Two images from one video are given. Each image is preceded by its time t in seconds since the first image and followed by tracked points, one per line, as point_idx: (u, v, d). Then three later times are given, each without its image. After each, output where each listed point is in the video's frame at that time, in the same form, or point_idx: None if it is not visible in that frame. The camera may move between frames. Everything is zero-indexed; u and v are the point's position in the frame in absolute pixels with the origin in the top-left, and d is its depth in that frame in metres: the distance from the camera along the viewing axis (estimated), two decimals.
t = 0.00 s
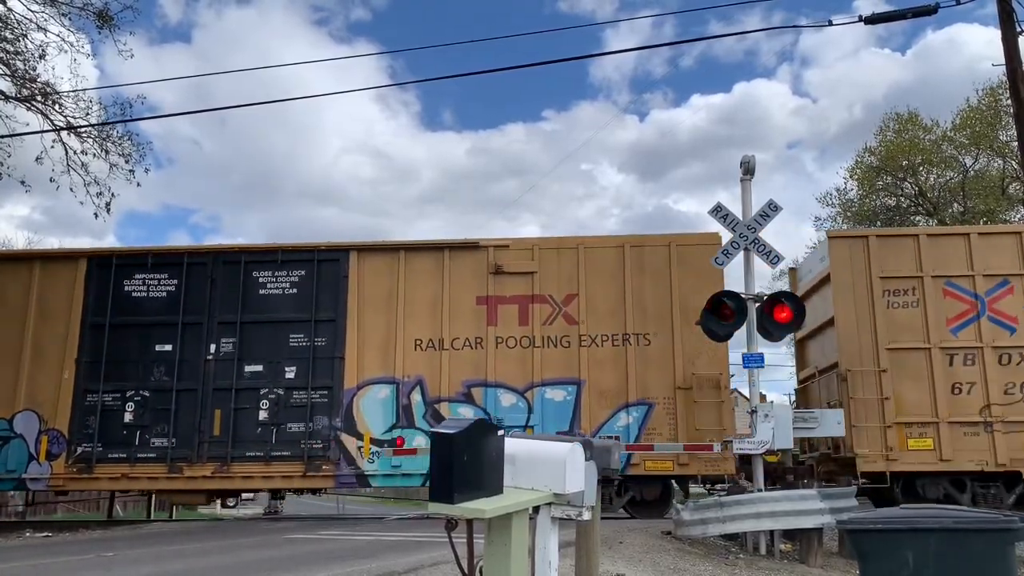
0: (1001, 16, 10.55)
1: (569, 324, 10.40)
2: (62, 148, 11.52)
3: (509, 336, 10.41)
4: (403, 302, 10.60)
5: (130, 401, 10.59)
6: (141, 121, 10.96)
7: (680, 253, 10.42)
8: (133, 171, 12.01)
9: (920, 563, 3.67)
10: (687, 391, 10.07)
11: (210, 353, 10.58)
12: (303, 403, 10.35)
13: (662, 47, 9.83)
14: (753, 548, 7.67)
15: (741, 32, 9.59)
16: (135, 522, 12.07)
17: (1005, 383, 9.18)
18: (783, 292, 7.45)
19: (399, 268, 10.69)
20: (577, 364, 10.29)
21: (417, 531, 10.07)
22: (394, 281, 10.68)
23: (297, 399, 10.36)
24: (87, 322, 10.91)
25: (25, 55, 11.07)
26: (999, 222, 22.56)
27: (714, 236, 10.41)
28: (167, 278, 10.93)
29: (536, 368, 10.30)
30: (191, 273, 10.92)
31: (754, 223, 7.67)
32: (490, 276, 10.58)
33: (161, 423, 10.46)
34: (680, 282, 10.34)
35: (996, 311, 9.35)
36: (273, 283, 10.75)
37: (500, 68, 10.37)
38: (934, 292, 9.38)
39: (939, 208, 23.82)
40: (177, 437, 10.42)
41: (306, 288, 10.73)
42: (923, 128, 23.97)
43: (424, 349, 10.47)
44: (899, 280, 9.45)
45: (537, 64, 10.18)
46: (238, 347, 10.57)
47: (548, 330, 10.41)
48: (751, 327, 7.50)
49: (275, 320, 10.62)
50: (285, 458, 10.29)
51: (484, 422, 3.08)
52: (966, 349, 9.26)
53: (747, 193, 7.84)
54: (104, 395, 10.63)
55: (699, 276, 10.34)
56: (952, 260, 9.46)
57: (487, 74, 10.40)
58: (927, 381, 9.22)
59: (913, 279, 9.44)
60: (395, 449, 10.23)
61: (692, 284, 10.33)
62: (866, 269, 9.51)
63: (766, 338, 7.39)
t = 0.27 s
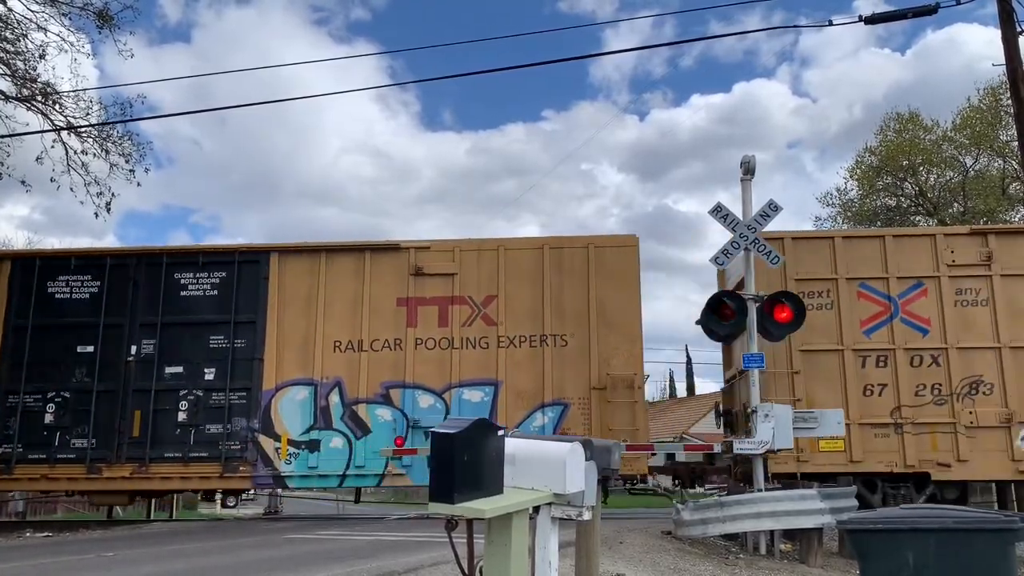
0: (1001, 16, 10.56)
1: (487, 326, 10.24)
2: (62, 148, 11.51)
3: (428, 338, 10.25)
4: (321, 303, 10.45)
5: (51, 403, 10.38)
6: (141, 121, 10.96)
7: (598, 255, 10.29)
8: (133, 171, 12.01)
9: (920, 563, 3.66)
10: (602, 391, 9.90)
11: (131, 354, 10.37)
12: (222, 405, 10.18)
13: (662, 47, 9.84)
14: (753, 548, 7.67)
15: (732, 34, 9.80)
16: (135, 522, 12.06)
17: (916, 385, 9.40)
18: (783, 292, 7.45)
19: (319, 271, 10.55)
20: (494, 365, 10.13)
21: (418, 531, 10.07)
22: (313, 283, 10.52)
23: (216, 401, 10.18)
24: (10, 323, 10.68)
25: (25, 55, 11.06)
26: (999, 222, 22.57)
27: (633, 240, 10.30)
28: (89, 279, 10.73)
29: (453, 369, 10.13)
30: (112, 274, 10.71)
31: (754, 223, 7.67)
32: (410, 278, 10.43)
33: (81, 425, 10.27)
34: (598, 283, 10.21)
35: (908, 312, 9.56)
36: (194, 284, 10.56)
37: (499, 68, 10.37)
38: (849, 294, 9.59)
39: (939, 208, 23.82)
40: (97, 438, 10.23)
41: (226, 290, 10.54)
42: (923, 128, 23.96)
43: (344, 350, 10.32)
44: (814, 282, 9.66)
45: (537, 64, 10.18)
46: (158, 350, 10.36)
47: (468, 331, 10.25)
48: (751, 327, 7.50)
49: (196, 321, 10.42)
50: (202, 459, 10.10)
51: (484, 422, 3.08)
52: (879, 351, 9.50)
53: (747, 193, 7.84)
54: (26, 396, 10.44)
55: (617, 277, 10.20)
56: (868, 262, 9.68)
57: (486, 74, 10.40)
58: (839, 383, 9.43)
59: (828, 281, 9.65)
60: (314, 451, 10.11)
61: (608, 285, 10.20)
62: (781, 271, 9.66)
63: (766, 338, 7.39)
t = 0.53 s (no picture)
0: (1000, 16, 10.56)
1: (407, 327, 10.61)
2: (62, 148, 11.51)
3: (348, 339, 10.63)
4: (243, 304, 10.85)
5: None
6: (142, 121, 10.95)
7: (516, 256, 10.65)
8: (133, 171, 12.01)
9: (920, 563, 3.66)
10: (517, 391, 10.28)
11: (53, 355, 10.78)
12: (142, 406, 10.59)
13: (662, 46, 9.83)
14: (752, 548, 7.67)
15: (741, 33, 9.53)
16: (134, 522, 12.05)
17: (827, 386, 9.85)
18: (783, 292, 7.44)
19: (240, 272, 10.94)
20: (411, 367, 10.50)
21: (418, 531, 10.07)
22: (235, 284, 10.91)
23: (135, 401, 10.60)
24: None
25: (25, 55, 11.06)
26: (999, 222, 22.58)
27: (551, 240, 10.63)
28: (15, 282, 11.11)
29: (371, 371, 10.51)
30: (37, 275, 11.09)
31: (754, 223, 7.67)
32: (331, 279, 10.84)
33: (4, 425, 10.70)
34: (515, 285, 10.57)
35: (822, 314, 9.98)
36: (117, 285, 10.95)
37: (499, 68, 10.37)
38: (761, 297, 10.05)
39: (939, 208, 23.83)
40: (19, 439, 10.66)
41: (148, 291, 10.94)
42: (923, 128, 23.95)
43: (264, 351, 10.71)
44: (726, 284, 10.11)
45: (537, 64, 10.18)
46: (80, 350, 10.77)
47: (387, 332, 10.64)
48: (751, 327, 7.50)
49: (119, 323, 10.82)
50: (121, 459, 10.54)
51: (485, 421, 3.08)
52: (791, 353, 9.94)
53: (747, 193, 7.83)
54: None
55: (536, 277, 10.58)
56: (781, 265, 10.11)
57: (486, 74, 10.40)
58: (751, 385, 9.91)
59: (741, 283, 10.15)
60: (230, 451, 10.49)
61: (528, 287, 10.57)
62: (696, 274, 10.14)
63: (766, 338, 7.38)
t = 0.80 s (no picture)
0: (1001, 16, 10.56)
1: (326, 328, 11.11)
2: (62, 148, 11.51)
3: (267, 340, 11.11)
4: (166, 307, 11.31)
5: None
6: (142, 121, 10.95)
7: (437, 258, 11.16)
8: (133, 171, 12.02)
9: (920, 563, 3.67)
10: (434, 392, 10.76)
11: None
12: (63, 407, 11.01)
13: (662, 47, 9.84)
14: (752, 548, 7.67)
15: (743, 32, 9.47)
16: (134, 522, 12.04)
17: (739, 386, 10.43)
18: (783, 292, 7.45)
19: (162, 274, 11.43)
20: (331, 368, 10.97)
21: (418, 531, 10.07)
22: (157, 287, 11.38)
23: (57, 402, 11.01)
24: None
25: (26, 55, 11.07)
26: (999, 222, 22.58)
27: (470, 242, 11.17)
28: None
29: (290, 373, 10.98)
30: None
31: (754, 223, 7.67)
32: (252, 281, 11.32)
33: None
34: (435, 286, 11.08)
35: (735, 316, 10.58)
36: (40, 287, 11.34)
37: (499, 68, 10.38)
38: (676, 299, 10.67)
39: (939, 208, 23.83)
40: None
41: (72, 292, 11.37)
42: (923, 128, 23.95)
43: (185, 353, 11.17)
44: (642, 286, 10.74)
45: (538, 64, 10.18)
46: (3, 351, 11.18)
47: (307, 333, 11.11)
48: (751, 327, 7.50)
49: (39, 325, 11.21)
50: (41, 460, 10.92)
51: (485, 422, 3.08)
52: (703, 355, 10.53)
53: (747, 193, 7.84)
54: None
55: (454, 278, 11.09)
56: (697, 268, 10.75)
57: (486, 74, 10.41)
58: (663, 383, 10.48)
59: (656, 285, 10.74)
60: (149, 451, 10.93)
61: (447, 288, 11.06)
62: (613, 276, 10.80)
63: (766, 338, 7.39)
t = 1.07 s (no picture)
0: (1001, 16, 10.56)
1: (246, 329, 11.14)
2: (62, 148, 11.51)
3: (187, 341, 11.15)
4: (90, 307, 11.39)
5: None
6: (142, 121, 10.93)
7: (358, 260, 11.17)
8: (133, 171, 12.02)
9: (920, 563, 3.66)
10: (353, 394, 10.83)
11: None
12: None
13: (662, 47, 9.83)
14: (753, 548, 7.67)
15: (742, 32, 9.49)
16: (134, 522, 12.03)
17: (652, 387, 10.45)
18: (782, 292, 7.44)
19: (86, 275, 11.50)
20: (251, 370, 11.02)
21: (418, 531, 10.07)
22: (80, 289, 11.46)
23: None
24: None
25: (25, 55, 11.06)
26: (999, 221, 22.59)
27: (391, 242, 11.21)
28: None
29: (209, 374, 11.02)
30: None
31: (754, 223, 7.67)
32: (174, 282, 11.35)
33: None
34: (356, 286, 11.10)
35: (650, 317, 10.59)
36: None
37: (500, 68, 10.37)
38: (593, 299, 10.69)
39: (939, 208, 23.83)
40: None
41: None
42: (923, 128, 23.94)
43: (105, 353, 11.23)
44: (562, 287, 10.74)
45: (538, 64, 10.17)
46: None
47: (227, 334, 11.17)
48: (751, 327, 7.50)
49: None
50: None
51: (484, 422, 3.07)
52: (619, 355, 10.53)
53: (747, 193, 7.83)
54: None
55: (375, 279, 11.13)
56: (614, 268, 10.76)
57: (487, 74, 10.39)
58: (579, 384, 10.47)
59: (574, 286, 10.74)
60: (69, 452, 11.01)
61: (367, 289, 11.10)
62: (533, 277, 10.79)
63: (765, 338, 7.38)
